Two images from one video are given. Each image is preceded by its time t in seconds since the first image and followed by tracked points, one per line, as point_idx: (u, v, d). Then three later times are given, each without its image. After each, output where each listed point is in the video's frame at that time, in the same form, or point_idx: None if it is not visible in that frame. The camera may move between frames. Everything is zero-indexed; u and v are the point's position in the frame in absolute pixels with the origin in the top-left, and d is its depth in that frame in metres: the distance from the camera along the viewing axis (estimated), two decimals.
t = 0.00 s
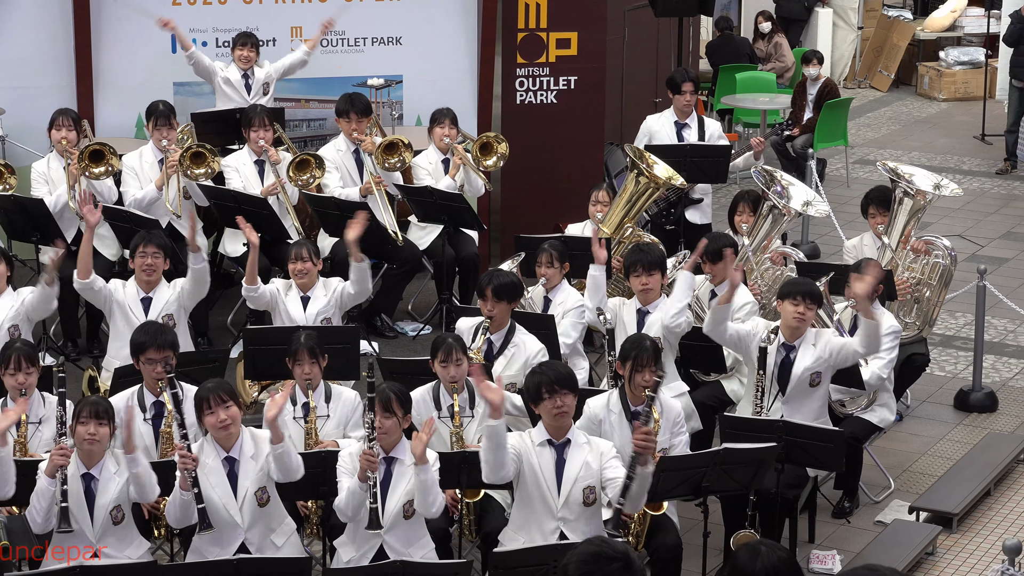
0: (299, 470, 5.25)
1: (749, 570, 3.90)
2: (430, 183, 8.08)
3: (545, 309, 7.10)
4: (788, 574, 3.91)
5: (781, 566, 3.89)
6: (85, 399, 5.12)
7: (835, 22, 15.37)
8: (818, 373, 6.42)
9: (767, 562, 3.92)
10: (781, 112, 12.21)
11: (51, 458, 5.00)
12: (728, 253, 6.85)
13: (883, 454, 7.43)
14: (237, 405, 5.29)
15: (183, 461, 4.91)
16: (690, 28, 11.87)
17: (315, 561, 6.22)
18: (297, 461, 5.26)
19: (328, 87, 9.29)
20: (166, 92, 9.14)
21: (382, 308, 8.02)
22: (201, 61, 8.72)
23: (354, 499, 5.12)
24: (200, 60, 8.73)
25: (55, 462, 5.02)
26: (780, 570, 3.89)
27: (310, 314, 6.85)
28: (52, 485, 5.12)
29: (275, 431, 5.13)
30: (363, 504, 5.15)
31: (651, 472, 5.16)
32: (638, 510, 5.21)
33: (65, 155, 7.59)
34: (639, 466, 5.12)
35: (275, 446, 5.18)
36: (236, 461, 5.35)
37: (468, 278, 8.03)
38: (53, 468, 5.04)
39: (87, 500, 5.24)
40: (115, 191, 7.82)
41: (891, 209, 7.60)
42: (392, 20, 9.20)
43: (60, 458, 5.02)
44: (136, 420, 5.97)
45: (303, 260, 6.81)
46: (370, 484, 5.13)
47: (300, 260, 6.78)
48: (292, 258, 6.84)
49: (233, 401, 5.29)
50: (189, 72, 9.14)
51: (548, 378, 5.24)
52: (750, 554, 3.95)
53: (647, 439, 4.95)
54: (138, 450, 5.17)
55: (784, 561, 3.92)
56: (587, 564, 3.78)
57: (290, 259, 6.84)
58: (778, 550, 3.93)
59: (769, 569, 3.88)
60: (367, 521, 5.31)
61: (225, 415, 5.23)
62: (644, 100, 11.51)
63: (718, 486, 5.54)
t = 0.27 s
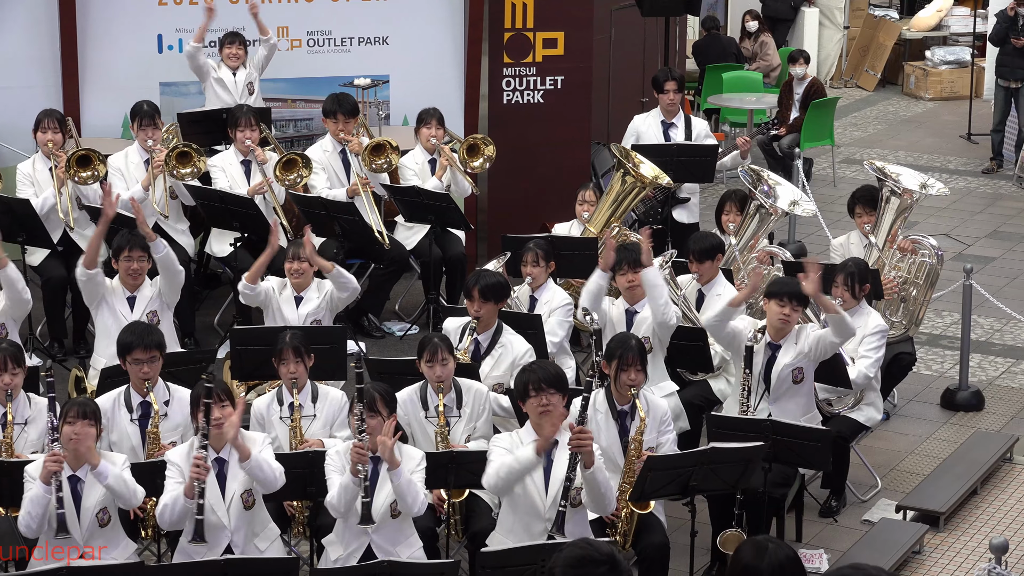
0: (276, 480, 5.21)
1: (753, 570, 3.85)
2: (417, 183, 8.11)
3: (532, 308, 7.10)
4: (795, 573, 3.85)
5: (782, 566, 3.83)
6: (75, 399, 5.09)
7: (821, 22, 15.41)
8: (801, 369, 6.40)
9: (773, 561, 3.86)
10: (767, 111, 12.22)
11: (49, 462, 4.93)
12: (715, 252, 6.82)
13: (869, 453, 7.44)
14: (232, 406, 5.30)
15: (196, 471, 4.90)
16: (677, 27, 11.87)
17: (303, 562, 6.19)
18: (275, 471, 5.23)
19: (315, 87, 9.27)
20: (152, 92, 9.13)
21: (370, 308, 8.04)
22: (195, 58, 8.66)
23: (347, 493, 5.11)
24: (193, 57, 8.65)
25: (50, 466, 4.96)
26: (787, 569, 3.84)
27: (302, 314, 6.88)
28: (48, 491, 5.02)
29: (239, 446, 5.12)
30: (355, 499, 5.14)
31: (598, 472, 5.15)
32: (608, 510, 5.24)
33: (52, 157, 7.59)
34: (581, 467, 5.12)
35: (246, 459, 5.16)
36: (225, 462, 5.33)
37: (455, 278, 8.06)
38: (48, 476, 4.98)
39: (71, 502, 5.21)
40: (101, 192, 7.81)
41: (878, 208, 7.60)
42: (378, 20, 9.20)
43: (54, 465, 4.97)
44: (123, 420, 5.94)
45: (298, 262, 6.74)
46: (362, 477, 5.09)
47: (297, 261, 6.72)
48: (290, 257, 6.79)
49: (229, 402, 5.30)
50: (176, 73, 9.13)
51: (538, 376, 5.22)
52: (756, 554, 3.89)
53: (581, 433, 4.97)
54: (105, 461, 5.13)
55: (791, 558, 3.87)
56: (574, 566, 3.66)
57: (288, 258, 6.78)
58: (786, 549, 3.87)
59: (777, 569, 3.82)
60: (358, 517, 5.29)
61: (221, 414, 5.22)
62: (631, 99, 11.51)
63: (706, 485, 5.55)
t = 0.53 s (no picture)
0: (291, 485, 5.20)
1: (764, 568, 3.83)
2: (406, 184, 8.09)
3: (520, 308, 7.14)
4: (799, 571, 3.86)
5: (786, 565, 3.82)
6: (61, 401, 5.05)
7: (809, 22, 15.44)
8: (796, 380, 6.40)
9: (778, 557, 3.87)
10: (756, 111, 12.24)
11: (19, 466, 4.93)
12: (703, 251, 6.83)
13: (857, 452, 7.45)
14: (231, 408, 5.26)
15: (152, 470, 4.94)
16: (665, 27, 11.87)
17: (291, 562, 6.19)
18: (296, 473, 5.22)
19: (303, 87, 9.27)
20: (140, 92, 9.12)
21: (359, 308, 8.06)
22: (168, 70, 8.79)
23: (327, 507, 5.13)
24: (166, 70, 8.81)
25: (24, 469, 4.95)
26: (791, 568, 3.85)
27: (295, 315, 6.80)
28: (22, 493, 5.03)
29: (282, 442, 5.06)
30: (337, 512, 5.17)
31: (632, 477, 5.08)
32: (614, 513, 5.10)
33: (41, 156, 7.56)
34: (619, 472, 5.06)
35: (281, 456, 5.12)
36: (220, 463, 5.31)
37: (444, 278, 8.08)
38: (20, 478, 4.97)
39: (60, 503, 5.21)
40: (90, 192, 7.81)
41: (866, 208, 7.62)
42: (367, 20, 9.19)
43: (27, 467, 4.96)
44: (111, 421, 5.92)
45: (300, 265, 6.73)
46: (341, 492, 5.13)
47: (301, 262, 6.68)
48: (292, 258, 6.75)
49: (229, 404, 5.26)
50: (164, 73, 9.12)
51: (525, 377, 5.20)
52: (761, 550, 3.89)
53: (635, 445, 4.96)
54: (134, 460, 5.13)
55: (795, 557, 3.87)
56: (567, 565, 3.65)
57: (289, 261, 6.74)
58: (789, 547, 3.88)
59: (785, 566, 3.82)
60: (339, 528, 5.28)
61: (219, 414, 5.21)
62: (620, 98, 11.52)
63: (694, 484, 5.54)
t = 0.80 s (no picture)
0: (264, 479, 5.19)
1: (757, 564, 3.80)
2: (396, 184, 8.13)
3: (510, 308, 7.13)
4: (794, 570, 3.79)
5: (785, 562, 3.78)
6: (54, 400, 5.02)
7: (799, 22, 15.47)
8: (781, 372, 6.40)
9: (774, 556, 3.81)
10: (747, 111, 12.25)
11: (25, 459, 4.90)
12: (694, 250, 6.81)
13: (848, 451, 7.45)
14: (226, 408, 5.29)
15: (179, 464, 4.89)
16: (655, 27, 11.88)
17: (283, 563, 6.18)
18: (263, 470, 5.21)
19: (293, 87, 9.26)
20: (131, 92, 9.11)
21: (349, 308, 8.06)
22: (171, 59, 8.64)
23: (325, 498, 5.09)
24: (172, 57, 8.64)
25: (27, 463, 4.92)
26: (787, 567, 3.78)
27: (286, 314, 6.84)
28: (26, 489, 4.99)
29: (233, 441, 5.09)
30: (335, 504, 5.14)
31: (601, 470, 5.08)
32: (600, 510, 5.14)
33: (31, 157, 7.55)
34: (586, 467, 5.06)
35: (235, 455, 5.15)
36: (213, 462, 5.30)
37: (434, 278, 8.08)
38: (25, 472, 4.93)
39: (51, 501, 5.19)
40: (81, 192, 7.80)
41: (856, 208, 7.62)
42: (358, 18, 9.19)
43: (32, 461, 4.93)
44: (101, 421, 5.90)
45: (284, 264, 6.72)
46: (339, 484, 5.08)
47: (283, 263, 6.69)
48: (275, 259, 6.73)
49: (223, 404, 5.28)
50: (154, 73, 9.12)
51: (514, 375, 5.16)
52: (757, 548, 3.84)
53: (588, 436, 4.82)
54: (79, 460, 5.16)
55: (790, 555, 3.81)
56: (558, 565, 3.64)
57: (272, 261, 6.72)
58: (785, 545, 3.81)
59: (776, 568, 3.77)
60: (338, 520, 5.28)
61: (213, 414, 5.22)
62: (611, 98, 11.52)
63: (685, 484, 5.54)
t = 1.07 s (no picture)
0: (266, 479, 5.20)
1: (736, 567, 3.80)
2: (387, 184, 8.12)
3: (501, 308, 7.15)
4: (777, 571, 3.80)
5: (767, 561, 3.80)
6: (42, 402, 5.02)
7: (790, 21, 15.49)
8: (773, 373, 6.40)
9: (755, 558, 3.82)
10: (738, 110, 12.27)
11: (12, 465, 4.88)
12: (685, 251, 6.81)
13: (840, 450, 7.45)
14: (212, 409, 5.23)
15: (157, 468, 4.96)
16: (647, 27, 11.89)
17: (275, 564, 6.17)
18: (267, 468, 5.22)
19: (284, 87, 9.26)
20: (122, 92, 9.11)
21: (341, 308, 8.06)
22: (155, 60, 8.70)
23: (315, 504, 5.11)
24: (152, 59, 8.68)
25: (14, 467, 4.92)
26: (768, 567, 3.80)
27: (270, 315, 6.83)
28: (13, 493, 4.99)
29: (245, 437, 5.08)
30: (323, 510, 5.15)
31: (583, 467, 5.14)
32: (591, 507, 5.23)
33: (21, 158, 7.57)
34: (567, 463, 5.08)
35: (245, 450, 5.14)
36: (202, 462, 5.30)
37: (426, 277, 8.08)
38: (14, 478, 4.93)
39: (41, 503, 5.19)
40: (72, 194, 7.83)
41: (847, 207, 7.61)
42: (350, 18, 9.19)
43: (20, 466, 4.92)
44: (93, 422, 5.89)
45: (263, 263, 6.75)
46: (329, 490, 5.10)
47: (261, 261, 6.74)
48: (252, 259, 6.77)
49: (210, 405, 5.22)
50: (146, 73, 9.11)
51: (511, 376, 5.20)
52: (740, 551, 3.86)
53: (568, 430, 4.91)
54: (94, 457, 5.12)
55: (772, 556, 3.82)
56: (549, 566, 3.64)
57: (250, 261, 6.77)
58: (767, 547, 3.83)
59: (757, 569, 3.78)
60: (328, 525, 5.27)
61: (200, 416, 5.17)
62: (602, 98, 11.53)
63: (677, 484, 5.54)
